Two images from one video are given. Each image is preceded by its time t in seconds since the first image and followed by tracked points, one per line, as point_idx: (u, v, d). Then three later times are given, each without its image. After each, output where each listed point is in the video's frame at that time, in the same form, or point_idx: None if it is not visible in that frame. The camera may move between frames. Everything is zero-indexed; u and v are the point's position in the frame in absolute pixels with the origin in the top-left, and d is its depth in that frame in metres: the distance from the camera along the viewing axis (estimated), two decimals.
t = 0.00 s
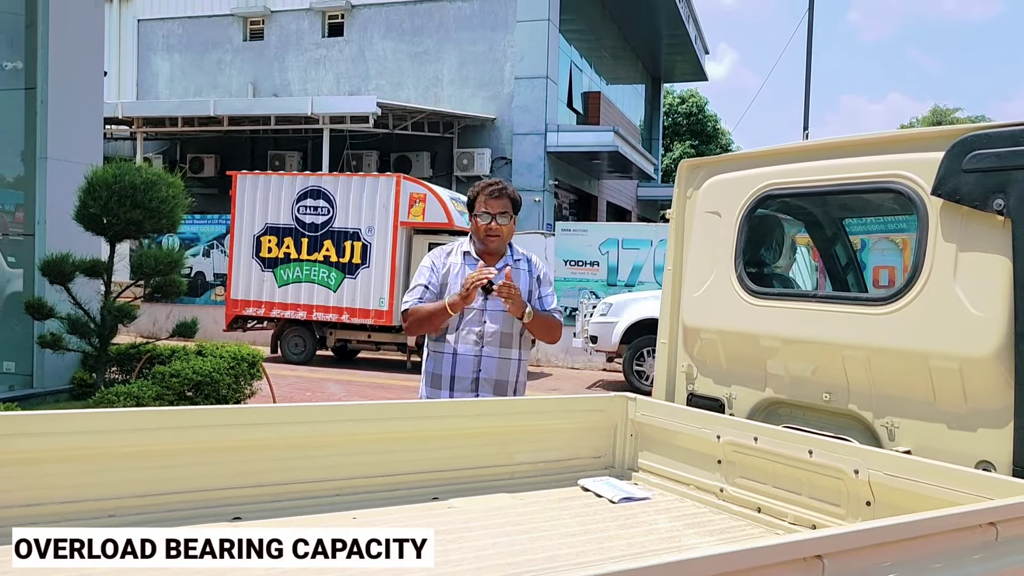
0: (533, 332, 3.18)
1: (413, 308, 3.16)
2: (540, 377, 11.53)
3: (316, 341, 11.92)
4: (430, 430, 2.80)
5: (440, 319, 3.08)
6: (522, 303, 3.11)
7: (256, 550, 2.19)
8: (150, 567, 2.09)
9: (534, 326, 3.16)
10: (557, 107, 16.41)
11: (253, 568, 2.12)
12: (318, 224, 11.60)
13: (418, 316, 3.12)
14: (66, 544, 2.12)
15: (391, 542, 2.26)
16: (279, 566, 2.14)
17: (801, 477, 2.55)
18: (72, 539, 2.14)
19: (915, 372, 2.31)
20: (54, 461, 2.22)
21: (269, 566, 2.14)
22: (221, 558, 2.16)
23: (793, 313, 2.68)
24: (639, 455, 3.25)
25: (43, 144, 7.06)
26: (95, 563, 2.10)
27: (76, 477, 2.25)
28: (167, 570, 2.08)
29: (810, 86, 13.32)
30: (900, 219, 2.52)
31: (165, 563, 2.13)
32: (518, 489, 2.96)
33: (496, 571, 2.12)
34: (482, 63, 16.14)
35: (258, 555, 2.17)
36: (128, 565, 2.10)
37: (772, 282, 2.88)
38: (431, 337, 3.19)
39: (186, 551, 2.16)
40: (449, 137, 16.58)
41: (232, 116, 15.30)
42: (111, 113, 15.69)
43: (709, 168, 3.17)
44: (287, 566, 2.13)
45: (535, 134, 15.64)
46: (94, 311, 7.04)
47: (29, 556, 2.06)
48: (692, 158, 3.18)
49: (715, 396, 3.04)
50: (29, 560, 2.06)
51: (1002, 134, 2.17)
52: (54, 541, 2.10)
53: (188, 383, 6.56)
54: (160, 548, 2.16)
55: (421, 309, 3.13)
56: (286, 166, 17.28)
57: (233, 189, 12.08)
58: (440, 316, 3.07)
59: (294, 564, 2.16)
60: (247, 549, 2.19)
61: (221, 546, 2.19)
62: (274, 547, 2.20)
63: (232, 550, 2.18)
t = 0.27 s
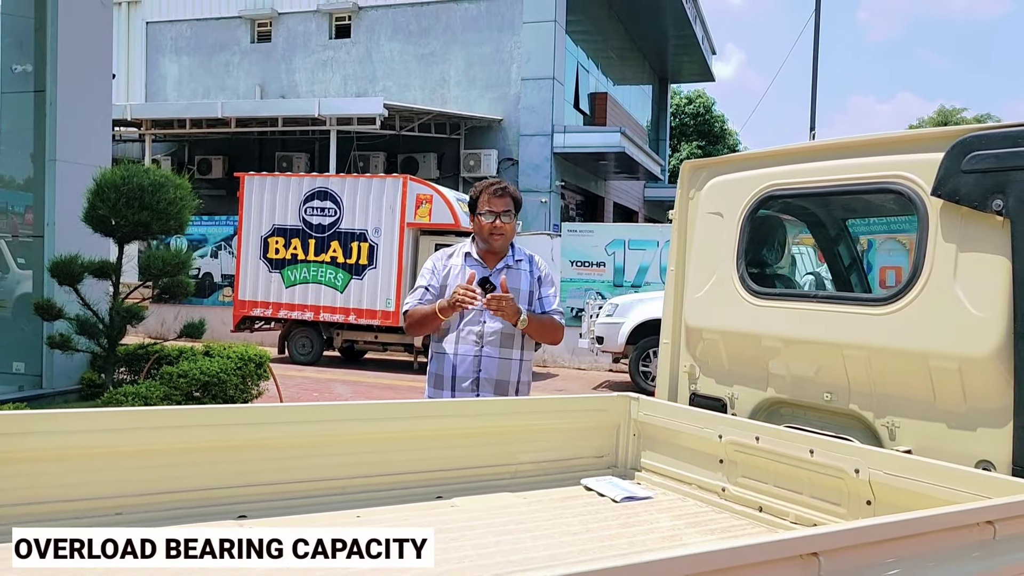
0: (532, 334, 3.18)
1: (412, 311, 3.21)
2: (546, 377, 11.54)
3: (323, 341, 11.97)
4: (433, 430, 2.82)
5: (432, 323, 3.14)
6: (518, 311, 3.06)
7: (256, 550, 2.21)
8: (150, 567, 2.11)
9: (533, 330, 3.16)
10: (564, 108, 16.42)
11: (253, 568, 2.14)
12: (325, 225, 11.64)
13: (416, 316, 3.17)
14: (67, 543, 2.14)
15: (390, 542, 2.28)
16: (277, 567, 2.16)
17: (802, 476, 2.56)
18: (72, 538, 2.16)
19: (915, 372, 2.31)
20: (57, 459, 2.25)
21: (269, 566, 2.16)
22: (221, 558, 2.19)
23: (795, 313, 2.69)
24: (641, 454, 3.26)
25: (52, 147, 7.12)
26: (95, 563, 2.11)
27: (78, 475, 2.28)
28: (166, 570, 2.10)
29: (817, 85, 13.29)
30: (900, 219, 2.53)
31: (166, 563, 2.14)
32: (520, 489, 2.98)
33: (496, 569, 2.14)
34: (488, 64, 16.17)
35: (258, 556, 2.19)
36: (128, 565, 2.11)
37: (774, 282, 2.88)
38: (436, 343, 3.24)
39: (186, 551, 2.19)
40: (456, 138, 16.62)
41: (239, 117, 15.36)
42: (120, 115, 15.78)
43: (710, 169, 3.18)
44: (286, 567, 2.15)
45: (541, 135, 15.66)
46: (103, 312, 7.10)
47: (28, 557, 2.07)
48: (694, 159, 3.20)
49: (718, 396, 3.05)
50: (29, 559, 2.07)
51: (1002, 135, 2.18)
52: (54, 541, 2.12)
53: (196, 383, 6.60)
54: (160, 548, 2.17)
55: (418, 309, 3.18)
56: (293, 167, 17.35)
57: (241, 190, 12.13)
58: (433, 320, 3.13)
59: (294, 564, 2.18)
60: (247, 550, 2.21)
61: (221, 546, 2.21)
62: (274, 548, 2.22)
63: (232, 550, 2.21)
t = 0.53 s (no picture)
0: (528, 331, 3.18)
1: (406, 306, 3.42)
2: (553, 377, 11.55)
3: (331, 341, 12.02)
4: (436, 428, 2.84)
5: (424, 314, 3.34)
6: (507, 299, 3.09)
7: (256, 549, 2.21)
8: (150, 567, 2.11)
9: (528, 324, 3.15)
10: (571, 108, 16.42)
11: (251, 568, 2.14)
12: (333, 225, 11.68)
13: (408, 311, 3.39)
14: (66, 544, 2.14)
15: (390, 542, 2.28)
16: (276, 566, 2.15)
17: (804, 475, 2.57)
18: (72, 539, 2.16)
19: (916, 371, 2.32)
20: (61, 457, 2.28)
21: (268, 566, 2.16)
22: (221, 558, 2.19)
23: (797, 312, 2.70)
24: (645, 453, 3.27)
25: (62, 148, 7.19)
26: (95, 563, 2.11)
27: (84, 472, 2.31)
28: (165, 569, 2.10)
29: (825, 84, 13.24)
30: (902, 218, 2.53)
31: (166, 563, 2.15)
32: (524, 487, 3.00)
33: (498, 565, 2.15)
34: (496, 64, 16.19)
35: (257, 555, 2.19)
36: (128, 565, 2.11)
37: (776, 281, 2.89)
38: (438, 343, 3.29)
39: (186, 551, 2.19)
40: (464, 138, 16.66)
41: (248, 118, 15.43)
42: (129, 116, 15.88)
43: (714, 168, 3.19)
44: (286, 566, 2.15)
45: (549, 135, 15.67)
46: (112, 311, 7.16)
47: (29, 556, 2.08)
48: (697, 159, 3.21)
49: (721, 395, 3.05)
50: (29, 559, 2.08)
51: (1003, 134, 2.18)
52: (54, 542, 2.13)
53: (204, 382, 6.65)
54: (160, 548, 2.18)
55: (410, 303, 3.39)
56: (302, 167, 17.42)
57: (250, 190, 12.19)
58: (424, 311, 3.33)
59: (294, 563, 2.17)
60: (247, 549, 2.21)
61: (221, 546, 2.22)
62: (274, 547, 2.22)
63: (232, 550, 2.21)
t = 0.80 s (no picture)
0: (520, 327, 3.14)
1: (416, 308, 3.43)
2: (561, 376, 11.57)
3: (340, 340, 12.08)
4: (440, 426, 2.86)
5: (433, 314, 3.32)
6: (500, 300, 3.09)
7: (256, 550, 2.23)
8: (152, 566, 2.12)
9: (521, 323, 3.13)
10: (580, 107, 16.41)
11: (250, 568, 2.15)
12: (342, 225, 11.74)
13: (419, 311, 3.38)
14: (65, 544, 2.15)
15: (390, 542, 2.29)
16: (276, 566, 2.17)
17: (805, 473, 2.58)
18: (72, 539, 2.17)
19: (918, 370, 2.32)
20: (70, 453, 2.31)
21: (268, 566, 2.16)
22: (221, 558, 2.21)
23: (799, 311, 2.71)
24: (649, 451, 3.29)
25: (74, 148, 7.27)
26: (95, 563, 2.12)
27: (93, 468, 2.35)
28: (164, 570, 2.11)
29: (835, 82, 13.19)
30: (904, 218, 2.53)
31: (166, 563, 2.16)
32: (527, 484, 3.02)
33: (500, 560, 2.18)
34: (505, 64, 16.21)
35: (257, 555, 2.20)
36: (127, 565, 2.12)
37: (779, 280, 2.90)
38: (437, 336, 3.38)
39: (186, 551, 2.21)
40: (472, 138, 16.69)
41: (258, 118, 15.51)
42: (140, 117, 15.99)
43: (717, 168, 3.20)
44: (286, 566, 2.15)
45: (558, 134, 15.68)
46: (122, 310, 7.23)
47: (29, 556, 2.08)
48: (701, 158, 3.22)
49: (724, 393, 3.06)
50: (29, 559, 2.08)
51: (1004, 133, 2.18)
52: (54, 541, 2.13)
53: (213, 381, 6.72)
54: (160, 548, 2.19)
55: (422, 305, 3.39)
56: (311, 167, 17.50)
57: (259, 190, 12.27)
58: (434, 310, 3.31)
59: (293, 564, 2.18)
60: (247, 549, 2.22)
61: (221, 546, 2.24)
62: (274, 547, 2.24)
63: (232, 550, 2.23)
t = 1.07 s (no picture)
0: (517, 337, 3.23)
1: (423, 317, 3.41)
2: (569, 375, 11.58)
3: (349, 339, 12.14)
4: (445, 423, 2.89)
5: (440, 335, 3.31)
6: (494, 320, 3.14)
7: (256, 550, 2.22)
8: (153, 567, 2.11)
9: (517, 333, 3.19)
10: (589, 107, 16.42)
11: (251, 568, 2.14)
12: (351, 224, 11.80)
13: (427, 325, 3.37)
14: (64, 543, 2.15)
15: (389, 542, 2.31)
16: (276, 566, 2.16)
17: (808, 470, 2.59)
18: (72, 539, 2.18)
19: (920, 368, 2.33)
20: (80, 448, 2.35)
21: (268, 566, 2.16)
22: (221, 557, 2.20)
23: (802, 309, 2.72)
24: (653, 448, 3.30)
25: (85, 149, 7.35)
26: (95, 563, 2.12)
27: (103, 463, 2.39)
28: (164, 570, 2.10)
29: (845, 81, 13.14)
30: (908, 217, 2.52)
31: (167, 564, 2.14)
32: (532, 482, 3.04)
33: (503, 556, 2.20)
34: (514, 63, 16.23)
35: (257, 556, 2.19)
36: (128, 565, 2.12)
37: (783, 279, 2.91)
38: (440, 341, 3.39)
39: (186, 551, 2.18)
40: (481, 137, 16.71)
41: (268, 118, 15.59)
42: (151, 117, 16.11)
43: (722, 167, 3.22)
44: (286, 566, 2.15)
45: (567, 134, 15.70)
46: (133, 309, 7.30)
47: (28, 556, 2.07)
48: (706, 158, 3.23)
49: (728, 391, 3.08)
50: (29, 560, 2.07)
51: (1006, 132, 2.19)
52: (54, 541, 2.13)
53: (223, 379, 6.77)
54: (160, 548, 2.17)
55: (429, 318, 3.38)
56: (321, 167, 17.58)
57: (269, 190, 12.34)
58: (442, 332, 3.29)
59: (292, 563, 2.18)
60: (247, 549, 2.22)
61: (221, 546, 2.23)
62: (274, 547, 2.24)
63: (232, 550, 2.22)
